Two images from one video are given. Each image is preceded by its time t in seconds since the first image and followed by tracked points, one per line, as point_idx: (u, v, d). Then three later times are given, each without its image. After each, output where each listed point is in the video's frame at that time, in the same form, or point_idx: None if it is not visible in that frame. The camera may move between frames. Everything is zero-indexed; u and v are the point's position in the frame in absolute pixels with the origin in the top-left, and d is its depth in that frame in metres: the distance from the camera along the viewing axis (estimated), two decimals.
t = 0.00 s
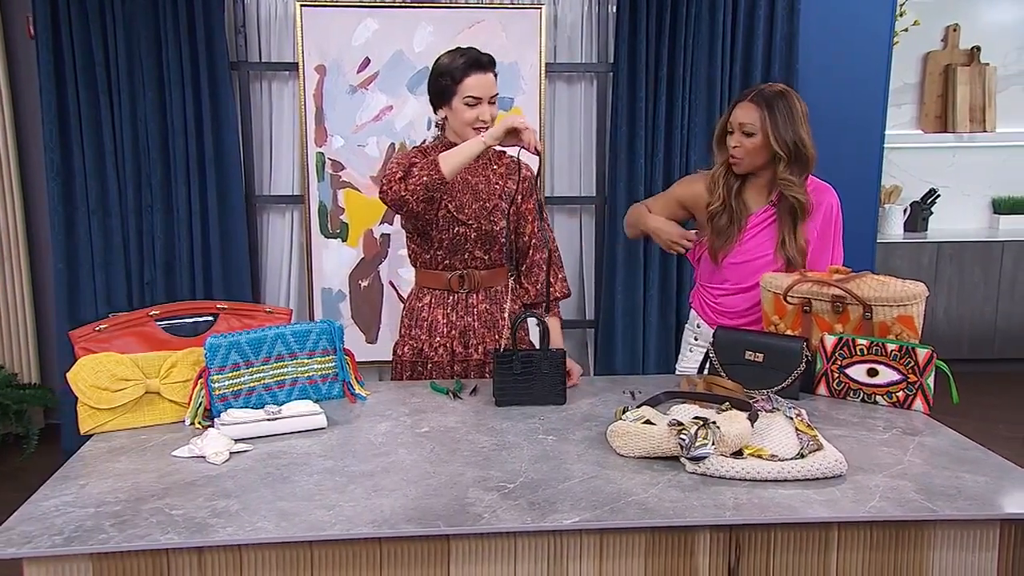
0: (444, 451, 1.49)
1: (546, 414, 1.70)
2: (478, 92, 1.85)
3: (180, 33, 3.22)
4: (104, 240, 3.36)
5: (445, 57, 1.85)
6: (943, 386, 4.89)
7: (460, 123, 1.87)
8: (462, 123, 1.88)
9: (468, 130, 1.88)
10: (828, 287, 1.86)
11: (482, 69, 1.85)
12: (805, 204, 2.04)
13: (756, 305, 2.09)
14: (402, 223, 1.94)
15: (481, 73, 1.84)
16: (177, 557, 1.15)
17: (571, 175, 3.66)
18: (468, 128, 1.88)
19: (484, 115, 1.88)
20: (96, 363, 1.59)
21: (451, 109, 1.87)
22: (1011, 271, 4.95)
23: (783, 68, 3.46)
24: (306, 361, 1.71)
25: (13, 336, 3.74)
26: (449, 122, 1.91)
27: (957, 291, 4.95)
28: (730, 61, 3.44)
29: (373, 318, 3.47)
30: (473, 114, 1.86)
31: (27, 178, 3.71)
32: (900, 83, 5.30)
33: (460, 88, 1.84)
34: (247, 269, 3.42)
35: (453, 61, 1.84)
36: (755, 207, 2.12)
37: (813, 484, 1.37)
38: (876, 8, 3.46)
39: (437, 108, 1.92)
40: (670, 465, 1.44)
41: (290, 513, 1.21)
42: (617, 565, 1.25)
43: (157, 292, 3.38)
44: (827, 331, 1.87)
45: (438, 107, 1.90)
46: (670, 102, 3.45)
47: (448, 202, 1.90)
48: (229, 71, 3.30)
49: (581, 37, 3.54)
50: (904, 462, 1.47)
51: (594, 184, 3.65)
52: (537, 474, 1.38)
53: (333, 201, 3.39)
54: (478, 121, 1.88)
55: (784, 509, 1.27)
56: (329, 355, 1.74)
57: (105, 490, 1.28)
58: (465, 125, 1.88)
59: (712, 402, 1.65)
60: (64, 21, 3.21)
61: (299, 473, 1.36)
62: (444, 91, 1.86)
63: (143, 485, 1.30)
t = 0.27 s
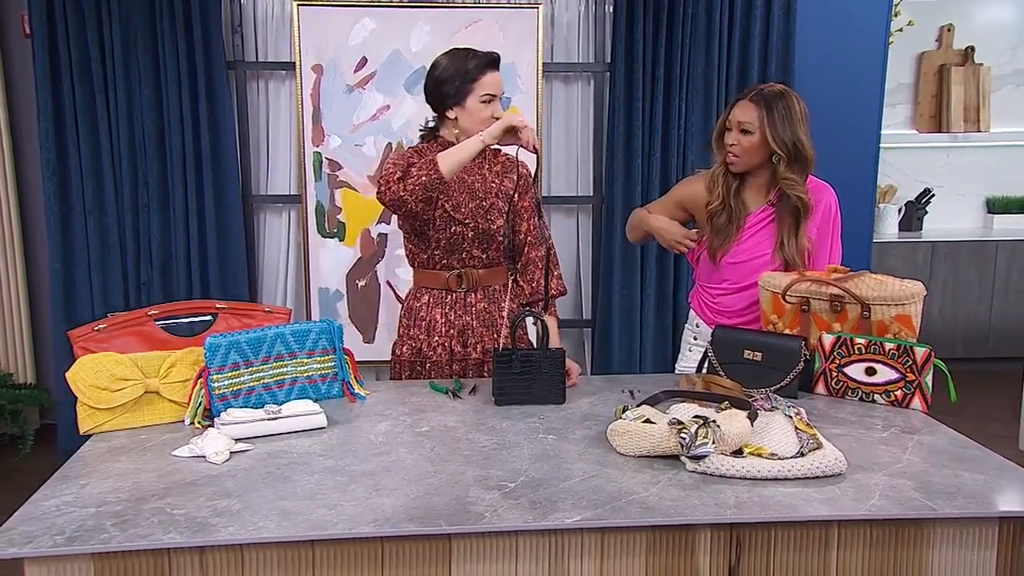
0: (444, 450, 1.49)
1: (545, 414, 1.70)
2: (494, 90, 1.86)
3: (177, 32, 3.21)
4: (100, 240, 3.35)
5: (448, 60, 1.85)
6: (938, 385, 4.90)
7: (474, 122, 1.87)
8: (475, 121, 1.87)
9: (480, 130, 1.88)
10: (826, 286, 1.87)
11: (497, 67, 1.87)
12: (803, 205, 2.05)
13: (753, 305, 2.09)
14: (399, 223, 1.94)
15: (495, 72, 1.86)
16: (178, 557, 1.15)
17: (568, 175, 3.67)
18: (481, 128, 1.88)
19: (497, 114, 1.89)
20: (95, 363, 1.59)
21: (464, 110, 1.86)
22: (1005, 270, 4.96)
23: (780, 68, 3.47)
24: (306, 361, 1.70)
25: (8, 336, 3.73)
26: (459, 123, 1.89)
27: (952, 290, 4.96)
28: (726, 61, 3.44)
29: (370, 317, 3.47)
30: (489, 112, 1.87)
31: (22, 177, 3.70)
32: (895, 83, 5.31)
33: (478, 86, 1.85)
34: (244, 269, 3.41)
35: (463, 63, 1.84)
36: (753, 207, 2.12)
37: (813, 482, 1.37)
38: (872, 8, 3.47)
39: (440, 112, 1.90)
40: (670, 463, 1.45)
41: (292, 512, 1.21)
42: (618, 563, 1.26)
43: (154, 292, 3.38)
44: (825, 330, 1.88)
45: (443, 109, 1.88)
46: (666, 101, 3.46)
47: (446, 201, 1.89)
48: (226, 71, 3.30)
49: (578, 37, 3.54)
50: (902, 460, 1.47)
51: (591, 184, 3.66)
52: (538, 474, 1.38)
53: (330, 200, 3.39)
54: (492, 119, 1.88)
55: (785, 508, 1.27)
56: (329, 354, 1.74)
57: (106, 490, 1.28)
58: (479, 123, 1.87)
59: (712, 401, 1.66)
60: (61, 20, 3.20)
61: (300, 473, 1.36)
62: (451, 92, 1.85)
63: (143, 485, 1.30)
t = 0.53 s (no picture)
0: (445, 450, 1.49)
1: (545, 413, 1.70)
2: (494, 92, 1.86)
3: (174, 31, 3.21)
4: (96, 240, 3.34)
5: (449, 60, 1.84)
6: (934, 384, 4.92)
7: (473, 122, 1.88)
8: (473, 121, 1.88)
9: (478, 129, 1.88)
10: (824, 285, 1.87)
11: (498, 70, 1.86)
12: (798, 206, 2.06)
13: (751, 304, 2.10)
14: (397, 223, 1.93)
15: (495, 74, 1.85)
16: (180, 557, 1.15)
17: (565, 175, 3.67)
18: (479, 127, 1.88)
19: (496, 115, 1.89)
20: (95, 362, 1.58)
21: (463, 109, 1.87)
22: (1000, 270, 4.98)
23: (776, 68, 3.48)
24: (305, 360, 1.70)
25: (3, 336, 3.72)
26: (455, 121, 1.89)
27: (946, 290, 4.98)
28: (723, 61, 3.45)
29: (367, 317, 3.47)
30: (486, 113, 1.87)
31: (17, 177, 3.69)
32: (890, 83, 5.33)
33: (477, 87, 1.85)
34: (241, 268, 3.40)
35: (465, 63, 1.83)
36: (751, 206, 2.13)
37: (813, 481, 1.38)
38: (867, 8, 3.48)
39: (439, 109, 1.90)
40: (671, 463, 1.45)
41: (293, 512, 1.21)
42: (620, 562, 1.26)
43: (150, 292, 3.37)
44: (824, 329, 1.88)
45: (441, 107, 1.89)
46: (663, 101, 3.46)
47: (443, 201, 1.89)
48: (223, 70, 3.29)
49: (575, 37, 3.55)
50: (901, 459, 1.48)
51: (588, 183, 3.66)
52: (538, 473, 1.39)
53: (327, 200, 3.39)
54: (490, 119, 1.89)
55: (785, 506, 1.28)
56: (329, 354, 1.74)
57: (107, 489, 1.28)
58: (476, 123, 1.88)
59: (711, 400, 1.66)
60: (57, 19, 3.19)
61: (300, 472, 1.36)
62: (449, 90, 1.85)
63: (144, 484, 1.30)
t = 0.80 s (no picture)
0: (445, 449, 1.49)
1: (545, 412, 1.71)
2: (493, 89, 1.86)
3: (171, 31, 3.20)
4: (94, 240, 3.34)
5: (447, 58, 1.85)
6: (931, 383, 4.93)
7: (471, 119, 1.87)
8: (471, 118, 1.87)
9: (477, 127, 1.88)
10: (823, 284, 1.88)
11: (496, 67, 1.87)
12: (798, 205, 2.06)
13: (750, 303, 2.10)
14: (396, 223, 1.93)
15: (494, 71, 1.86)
16: (182, 556, 1.15)
17: (562, 174, 3.67)
18: (477, 125, 1.88)
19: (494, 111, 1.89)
20: (94, 362, 1.58)
21: (461, 106, 1.86)
22: (995, 269, 5.00)
23: (773, 68, 3.49)
24: (306, 359, 1.70)
25: None
26: (454, 119, 1.89)
27: (942, 289, 4.99)
28: (720, 60, 3.46)
29: (365, 317, 3.47)
30: (485, 109, 1.87)
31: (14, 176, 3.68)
32: (885, 83, 5.34)
33: (477, 83, 1.85)
34: (238, 268, 3.40)
35: (462, 60, 1.84)
36: (749, 206, 2.13)
37: (814, 479, 1.38)
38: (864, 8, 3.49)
39: (439, 106, 1.89)
40: (671, 461, 1.45)
41: (296, 511, 1.21)
42: (621, 561, 1.26)
43: (147, 292, 3.36)
44: (822, 328, 1.89)
45: (439, 105, 1.89)
46: (661, 101, 3.47)
47: (442, 201, 1.89)
48: (220, 69, 3.29)
49: (572, 36, 3.55)
50: (901, 457, 1.49)
51: (585, 183, 3.66)
52: (540, 471, 1.39)
53: (325, 199, 3.39)
54: (488, 116, 1.88)
55: (786, 505, 1.28)
56: (329, 353, 1.74)
57: (108, 489, 1.28)
58: (475, 121, 1.87)
59: (711, 398, 1.66)
60: (54, 18, 3.18)
61: (302, 472, 1.36)
62: (448, 87, 1.85)
63: (146, 484, 1.30)
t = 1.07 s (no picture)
0: (446, 448, 1.49)
1: (545, 411, 1.71)
2: (492, 87, 1.86)
3: (168, 31, 3.19)
4: (91, 240, 3.33)
5: (445, 57, 1.86)
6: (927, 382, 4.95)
7: (468, 117, 1.87)
8: (469, 117, 1.87)
9: (474, 125, 1.87)
10: (822, 283, 1.89)
11: (493, 64, 1.87)
12: (795, 202, 2.07)
13: (746, 301, 2.11)
14: (395, 223, 1.93)
15: (492, 68, 1.87)
16: (184, 555, 1.15)
17: (560, 174, 3.67)
18: (475, 122, 1.87)
19: (491, 110, 1.88)
20: (95, 362, 1.58)
21: (459, 104, 1.86)
22: (990, 268, 5.02)
23: (770, 68, 3.49)
24: (305, 359, 1.70)
25: None
26: (452, 118, 1.89)
27: (937, 289, 5.01)
28: (717, 60, 3.46)
29: (363, 316, 3.46)
30: (484, 108, 1.87)
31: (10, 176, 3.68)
32: (881, 83, 5.36)
33: (475, 81, 1.84)
34: (236, 267, 3.39)
35: (460, 59, 1.85)
36: (746, 204, 2.13)
37: (814, 477, 1.39)
38: (860, 9, 3.50)
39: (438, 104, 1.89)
40: (672, 460, 1.46)
41: (298, 510, 1.21)
42: (623, 559, 1.26)
43: (145, 292, 3.36)
44: (821, 327, 1.90)
45: (437, 104, 1.88)
46: (658, 101, 3.47)
47: (441, 200, 1.89)
48: (217, 68, 3.28)
49: (570, 36, 3.55)
50: (900, 455, 1.49)
51: (582, 182, 3.67)
52: (541, 470, 1.39)
53: (322, 199, 3.38)
54: (487, 114, 1.88)
55: (787, 503, 1.29)
56: (328, 353, 1.74)
57: (109, 489, 1.28)
58: (473, 119, 1.87)
59: (710, 398, 1.67)
60: (50, 18, 3.18)
61: (303, 471, 1.36)
62: (446, 85, 1.85)
63: (147, 483, 1.30)
